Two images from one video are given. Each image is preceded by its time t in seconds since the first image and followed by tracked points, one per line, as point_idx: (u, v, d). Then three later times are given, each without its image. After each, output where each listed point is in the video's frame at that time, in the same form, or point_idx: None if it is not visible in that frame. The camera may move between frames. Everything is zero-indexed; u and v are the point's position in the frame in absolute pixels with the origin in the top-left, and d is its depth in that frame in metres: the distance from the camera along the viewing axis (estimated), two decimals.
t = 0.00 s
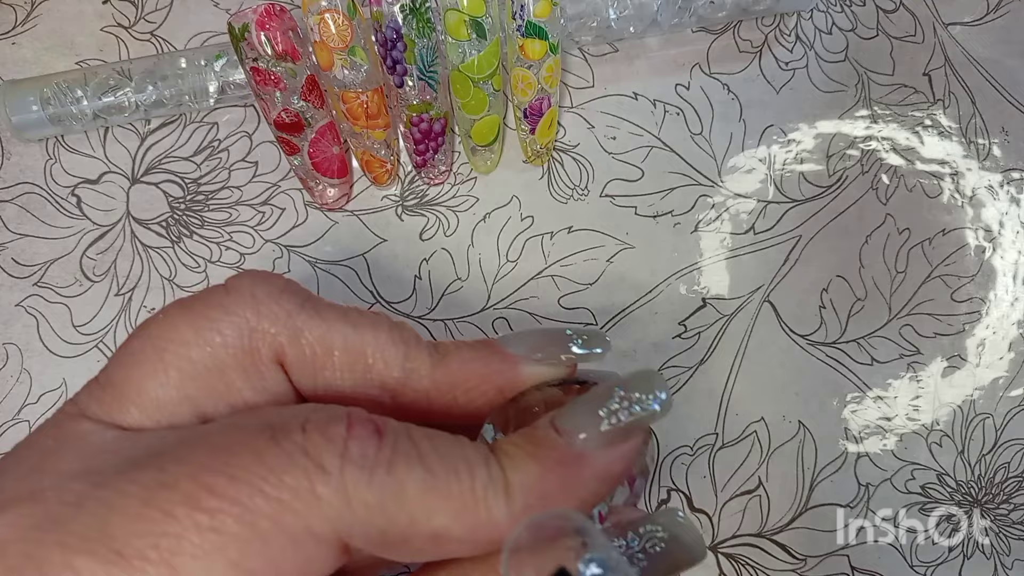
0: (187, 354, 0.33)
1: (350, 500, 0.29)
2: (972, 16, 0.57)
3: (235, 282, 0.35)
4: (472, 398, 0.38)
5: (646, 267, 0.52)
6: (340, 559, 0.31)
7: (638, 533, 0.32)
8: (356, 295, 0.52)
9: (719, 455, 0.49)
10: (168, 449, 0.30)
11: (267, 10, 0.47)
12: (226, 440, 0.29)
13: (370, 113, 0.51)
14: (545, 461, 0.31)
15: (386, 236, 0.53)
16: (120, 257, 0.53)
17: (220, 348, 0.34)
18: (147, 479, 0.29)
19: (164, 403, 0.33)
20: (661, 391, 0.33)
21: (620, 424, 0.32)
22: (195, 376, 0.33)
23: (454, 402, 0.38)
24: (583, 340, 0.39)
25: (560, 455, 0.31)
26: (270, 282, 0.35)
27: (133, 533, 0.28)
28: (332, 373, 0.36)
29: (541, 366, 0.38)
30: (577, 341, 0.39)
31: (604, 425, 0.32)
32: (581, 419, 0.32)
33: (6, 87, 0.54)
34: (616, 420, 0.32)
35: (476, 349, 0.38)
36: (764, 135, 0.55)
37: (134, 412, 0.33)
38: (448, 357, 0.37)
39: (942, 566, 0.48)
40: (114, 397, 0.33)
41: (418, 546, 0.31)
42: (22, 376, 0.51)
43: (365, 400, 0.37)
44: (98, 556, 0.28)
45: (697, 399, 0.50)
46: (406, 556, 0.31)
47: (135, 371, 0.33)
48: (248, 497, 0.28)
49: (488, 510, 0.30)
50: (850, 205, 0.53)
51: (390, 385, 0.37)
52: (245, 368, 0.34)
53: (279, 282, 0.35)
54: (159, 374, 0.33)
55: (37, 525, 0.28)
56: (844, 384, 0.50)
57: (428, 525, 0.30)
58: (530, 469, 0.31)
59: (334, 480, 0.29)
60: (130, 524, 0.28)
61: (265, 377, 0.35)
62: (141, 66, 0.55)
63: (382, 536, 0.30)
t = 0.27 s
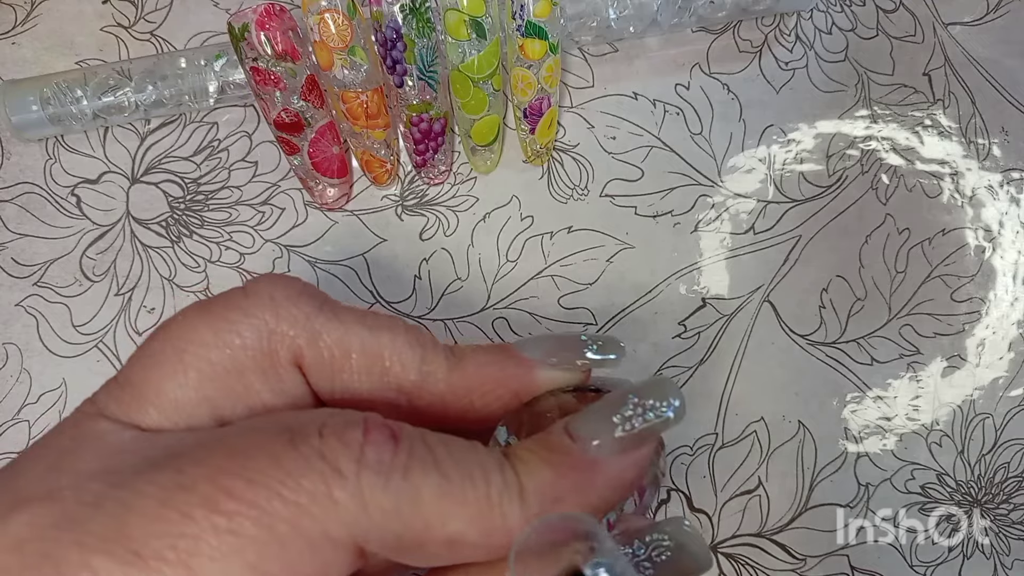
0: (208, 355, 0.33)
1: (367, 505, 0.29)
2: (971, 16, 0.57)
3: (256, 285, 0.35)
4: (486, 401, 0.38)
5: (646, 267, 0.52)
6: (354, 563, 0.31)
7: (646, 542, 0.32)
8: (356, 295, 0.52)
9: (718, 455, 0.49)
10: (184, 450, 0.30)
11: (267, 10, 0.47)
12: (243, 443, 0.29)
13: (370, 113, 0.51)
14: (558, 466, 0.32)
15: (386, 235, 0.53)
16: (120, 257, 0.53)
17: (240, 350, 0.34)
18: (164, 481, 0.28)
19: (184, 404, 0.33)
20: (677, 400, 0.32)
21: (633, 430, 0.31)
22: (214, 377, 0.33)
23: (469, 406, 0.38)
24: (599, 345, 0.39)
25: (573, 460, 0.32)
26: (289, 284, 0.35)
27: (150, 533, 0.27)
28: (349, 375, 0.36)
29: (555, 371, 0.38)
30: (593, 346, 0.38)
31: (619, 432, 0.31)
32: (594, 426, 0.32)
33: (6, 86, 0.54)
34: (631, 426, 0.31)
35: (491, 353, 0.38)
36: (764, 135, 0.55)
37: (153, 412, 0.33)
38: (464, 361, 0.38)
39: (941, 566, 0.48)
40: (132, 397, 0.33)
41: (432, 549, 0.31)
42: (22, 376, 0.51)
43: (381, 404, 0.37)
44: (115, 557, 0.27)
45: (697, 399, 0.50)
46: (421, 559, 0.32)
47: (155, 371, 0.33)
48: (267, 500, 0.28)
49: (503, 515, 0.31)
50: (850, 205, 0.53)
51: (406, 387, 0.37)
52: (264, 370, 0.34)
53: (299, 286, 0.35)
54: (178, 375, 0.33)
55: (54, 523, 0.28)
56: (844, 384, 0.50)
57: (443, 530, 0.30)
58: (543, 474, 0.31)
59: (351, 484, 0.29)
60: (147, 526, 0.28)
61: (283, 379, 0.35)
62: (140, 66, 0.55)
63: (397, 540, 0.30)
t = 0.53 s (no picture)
0: (225, 351, 0.33)
1: (379, 496, 0.29)
2: (971, 16, 0.57)
3: (273, 282, 0.35)
4: (498, 401, 0.38)
5: (646, 268, 0.52)
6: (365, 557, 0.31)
7: (648, 541, 0.33)
8: (355, 295, 0.52)
9: (718, 455, 0.49)
10: (200, 444, 0.30)
11: (267, 10, 0.47)
12: (258, 437, 0.29)
13: (370, 113, 0.51)
14: (568, 462, 0.32)
15: (386, 235, 0.53)
16: (120, 257, 0.53)
17: (256, 346, 0.34)
18: (182, 471, 0.28)
19: (200, 399, 0.33)
20: (682, 398, 0.33)
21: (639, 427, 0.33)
22: (230, 372, 0.33)
23: (479, 405, 0.38)
24: (605, 349, 0.39)
25: (583, 457, 0.32)
26: (305, 281, 0.36)
27: (166, 521, 0.27)
28: (362, 373, 0.36)
29: (564, 375, 0.38)
30: (599, 351, 0.39)
31: (626, 429, 0.32)
32: (602, 423, 0.33)
33: (6, 86, 0.54)
34: (637, 423, 0.33)
35: (503, 354, 0.38)
36: (764, 135, 0.55)
37: (169, 408, 0.32)
38: (476, 361, 0.38)
39: (941, 566, 0.48)
40: (149, 392, 0.33)
41: (443, 544, 0.31)
42: (22, 376, 0.51)
43: (392, 402, 0.37)
44: (131, 545, 0.27)
45: (698, 398, 0.50)
46: (430, 554, 0.31)
47: (171, 366, 0.33)
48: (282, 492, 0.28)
49: (513, 509, 0.31)
50: (850, 205, 0.53)
51: (418, 386, 0.37)
52: (279, 366, 0.34)
53: (315, 284, 0.36)
54: (195, 370, 0.33)
55: (71, 512, 0.28)
56: (843, 384, 0.50)
57: (454, 523, 0.30)
58: (553, 469, 0.32)
59: (365, 476, 0.29)
60: (165, 514, 0.27)
61: (297, 376, 0.35)
62: (141, 66, 0.55)
63: (408, 533, 0.30)
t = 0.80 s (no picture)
0: (219, 347, 0.33)
1: (375, 488, 0.29)
2: (972, 16, 0.57)
3: (267, 278, 0.35)
4: (488, 397, 0.39)
5: (646, 267, 0.52)
6: (359, 550, 0.31)
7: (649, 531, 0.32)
8: (355, 295, 0.52)
9: (719, 455, 0.49)
10: (195, 438, 0.30)
11: (267, 10, 0.47)
12: (256, 432, 0.29)
13: (370, 113, 0.51)
14: (561, 453, 0.32)
15: (386, 235, 0.53)
16: (120, 257, 0.53)
17: (250, 342, 0.34)
18: (176, 464, 0.29)
19: (196, 395, 0.33)
20: (673, 392, 0.33)
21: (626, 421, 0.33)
22: (224, 368, 0.33)
23: (469, 402, 0.39)
24: (593, 354, 0.40)
25: (575, 447, 0.32)
26: (299, 277, 0.36)
27: (161, 514, 0.27)
28: (353, 368, 0.37)
29: (554, 372, 0.39)
30: (587, 355, 0.40)
31: (618, 420, 0.33)
32: (594, 416, 0.33)
33: (6, 87, 0.54)
34: (629, 415, 0.33)
35: (493, 352, 0.39)
36: (764, 135, 0.55)
37: (164, 405, 0.33)
38: (466, 359, 0.38)
39: (941, 566, 0.48)
40: (143, 390, 0.33)
41: (437, 534, 0.31)
42: (22, 376, 0.51)
43: (383, 397, 0.38)
44: (126, 538, 0.27)
45: (698, 398, 0.50)
46: (426, 545, 0.32)
47: (165, 362, 0.33)
48: (278, 484, 0.28)
49: (508, 497, 0.31)
50: (850, 204, 0.53)
51: (410, 381, 0.38)
52: (272, 362, 0.35)
53: (309, 280, 0.36)
54: (190, 366, 0.33)
55: (66, 508, 0.28)
56: (843, 384, 0.50)
57: (449, 513, 0.30)
58: (545, 460, 0.32)
59: (360, 467, 0.29)
60: (160, 506, 0.27)
61: (291, 371, 0.35)
62: (140, 66, 0.55)
63: (404, 525, 0.30)
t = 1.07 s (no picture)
0: (204, 338, 0.35)
1: (367, 484, 0.31)
2: (971, 16, 0.57)
3: (249, 269, 0.37)
4: (459, 406, 0.40)
5: (646, 267, 0.52)
6: (350, 546, 0.32)
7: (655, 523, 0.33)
8: (355, 295, 0.52)
9: (719, 455, 0.49)
10: (186, 436, 0.31)
11: (267, 10, 0.47)
12: (249, 429, 0.30)
13: (370, 113, 0.51)
14: (552, 453, 0.33)
15: (386, 235, 0.53)
16: (120, 257, 0.53)
17: (234, 332, 0.36)
18: (167, 462, 0.29)
19: (183, 390, 0.35)
20: (662, 399, 0.34)
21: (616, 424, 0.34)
22: (211, 361, 0.35)
23: (443, 408, 0.40)
24: (565, 373, 0.42)
25: (567, 449, 0.33)
26: (280, 271, 0.38)
27: (153, 511, 0.28)
28: (332, 364, 0.38)
29: (526, 388, 0.40)
30: (560, 373, 0.42)
31: (609, 424, 0.34)
32: (584, 420, 0.34)
33: (6, 86, 0.54)
34: (619, 419, 0.34)
35: (465, 364, 0.41)
36: (764, 135, 0.55)
37: (154, 401, 0.34)
38: (441, 367, 0.40)
39: (941, 566, 0.48)
40: (132, 388, 0.34)
41: (429, 531, 0.32)
42: (22, 375, 0.51)
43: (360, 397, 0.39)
44: (118, 535, 0.28)
45: (697, 398, 0.50)
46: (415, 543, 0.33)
47: (155, 360, 0.35)
48: (269, 480, 0.29)
49: (497, 496, 0.32)
50: (851, 204, 0.53)
51: (384, 383, 0.39)
52: (256, 353, 0.37)
53: (291, 271, 0.38)
54: (178, 361, 0.35)
55: (56, 507, 0.29)
56: (843, 384, 0.50)
57: (440, 510, 0.32)
58: (538, 461, 0.33)
59: (352, 463, 0.30)
60: (152, 504, 0.28)
61: (272, 361, 0.37)
62: (140, 66, 0.55)
63: (395, 521, 0.32)
